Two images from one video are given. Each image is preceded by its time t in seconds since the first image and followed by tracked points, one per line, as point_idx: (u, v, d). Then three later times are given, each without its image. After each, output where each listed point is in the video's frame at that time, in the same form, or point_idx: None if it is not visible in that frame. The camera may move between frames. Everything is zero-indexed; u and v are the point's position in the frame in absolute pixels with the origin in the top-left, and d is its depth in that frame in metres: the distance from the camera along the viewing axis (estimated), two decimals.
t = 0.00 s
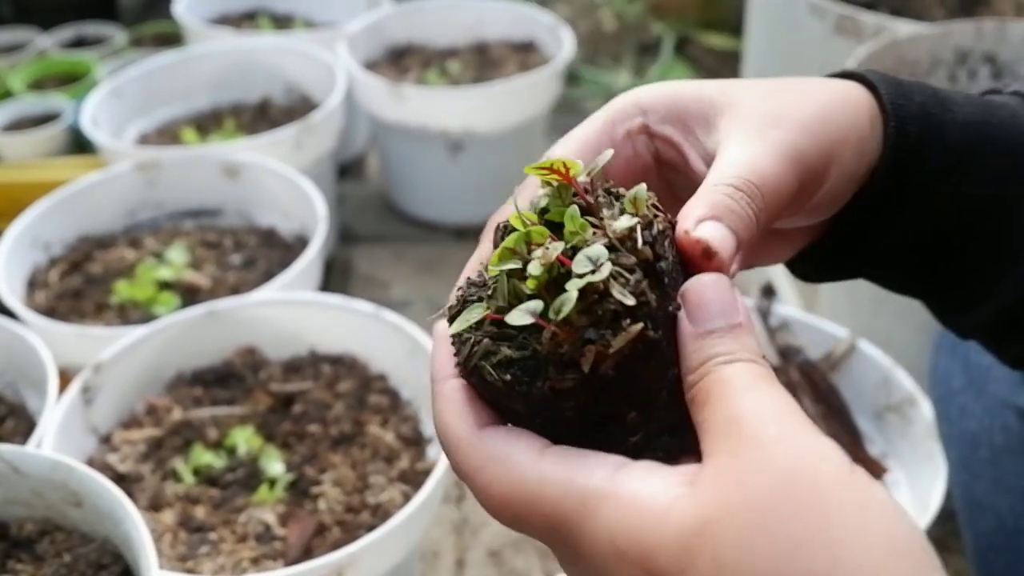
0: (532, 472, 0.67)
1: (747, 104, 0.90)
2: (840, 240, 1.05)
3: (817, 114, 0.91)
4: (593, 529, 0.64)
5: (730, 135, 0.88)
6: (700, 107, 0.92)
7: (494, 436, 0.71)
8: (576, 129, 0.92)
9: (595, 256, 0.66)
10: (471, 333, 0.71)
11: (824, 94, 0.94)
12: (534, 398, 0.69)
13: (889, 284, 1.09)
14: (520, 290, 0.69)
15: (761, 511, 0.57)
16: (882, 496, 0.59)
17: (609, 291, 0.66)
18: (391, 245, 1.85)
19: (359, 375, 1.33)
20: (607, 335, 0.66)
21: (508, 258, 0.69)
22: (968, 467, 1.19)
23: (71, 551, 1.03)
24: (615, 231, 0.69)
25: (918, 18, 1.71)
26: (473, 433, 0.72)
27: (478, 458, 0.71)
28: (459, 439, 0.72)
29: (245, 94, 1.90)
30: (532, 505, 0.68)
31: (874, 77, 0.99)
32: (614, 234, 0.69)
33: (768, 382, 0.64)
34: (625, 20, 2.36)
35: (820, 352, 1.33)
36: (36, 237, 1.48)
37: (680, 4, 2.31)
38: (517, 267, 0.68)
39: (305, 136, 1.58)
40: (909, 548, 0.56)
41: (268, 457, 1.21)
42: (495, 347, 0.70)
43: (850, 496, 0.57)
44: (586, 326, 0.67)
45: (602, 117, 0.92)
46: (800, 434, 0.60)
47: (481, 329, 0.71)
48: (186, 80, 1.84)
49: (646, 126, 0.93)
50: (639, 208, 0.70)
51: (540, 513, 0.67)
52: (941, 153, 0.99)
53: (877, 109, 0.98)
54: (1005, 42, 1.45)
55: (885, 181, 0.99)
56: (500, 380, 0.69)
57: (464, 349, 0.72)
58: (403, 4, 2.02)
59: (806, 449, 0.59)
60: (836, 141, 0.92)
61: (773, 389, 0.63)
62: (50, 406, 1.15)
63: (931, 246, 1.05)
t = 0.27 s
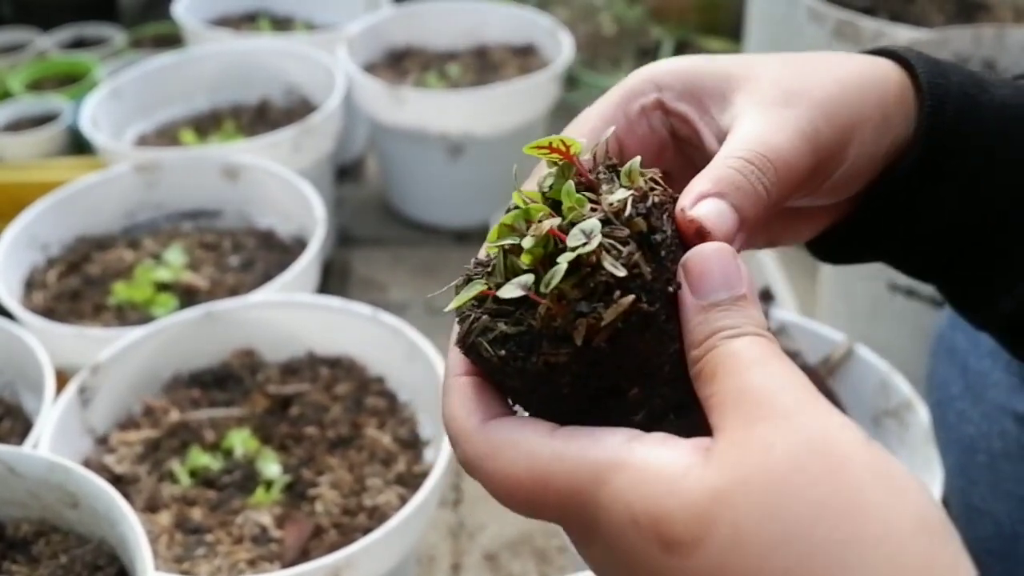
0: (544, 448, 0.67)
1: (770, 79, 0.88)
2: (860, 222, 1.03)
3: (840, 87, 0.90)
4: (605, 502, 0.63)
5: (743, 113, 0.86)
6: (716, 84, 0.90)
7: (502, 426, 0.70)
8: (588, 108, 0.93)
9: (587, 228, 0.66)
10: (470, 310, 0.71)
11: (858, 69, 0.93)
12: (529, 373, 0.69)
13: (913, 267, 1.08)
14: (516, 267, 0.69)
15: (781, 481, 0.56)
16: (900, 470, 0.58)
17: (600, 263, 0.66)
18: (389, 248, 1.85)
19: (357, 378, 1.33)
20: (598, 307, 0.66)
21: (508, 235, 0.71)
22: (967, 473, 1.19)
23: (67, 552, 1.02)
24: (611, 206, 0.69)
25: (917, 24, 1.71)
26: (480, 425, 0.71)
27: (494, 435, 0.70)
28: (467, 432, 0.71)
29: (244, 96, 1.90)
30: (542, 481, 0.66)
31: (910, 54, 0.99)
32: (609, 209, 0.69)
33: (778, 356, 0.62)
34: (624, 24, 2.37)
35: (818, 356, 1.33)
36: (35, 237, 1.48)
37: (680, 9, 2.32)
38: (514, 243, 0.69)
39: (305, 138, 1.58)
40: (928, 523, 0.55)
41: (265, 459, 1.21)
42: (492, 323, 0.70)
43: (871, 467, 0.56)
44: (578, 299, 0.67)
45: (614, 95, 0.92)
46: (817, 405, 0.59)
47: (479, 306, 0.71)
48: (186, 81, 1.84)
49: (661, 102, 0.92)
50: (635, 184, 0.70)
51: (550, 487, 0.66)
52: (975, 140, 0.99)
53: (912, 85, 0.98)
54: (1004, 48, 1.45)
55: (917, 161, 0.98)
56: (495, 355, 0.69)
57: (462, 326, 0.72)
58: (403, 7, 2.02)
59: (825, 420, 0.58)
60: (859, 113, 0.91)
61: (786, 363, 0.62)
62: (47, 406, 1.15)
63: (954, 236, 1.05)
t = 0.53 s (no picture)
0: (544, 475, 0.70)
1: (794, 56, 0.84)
2: (891, 200, 1.00)
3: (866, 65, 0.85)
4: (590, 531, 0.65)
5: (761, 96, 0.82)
6: (737, 60, 0.87)
7: (520, 434, 0.74)
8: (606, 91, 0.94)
9: (575, 251, 0.67)
10: (484, 322, 0.75)
11: (894, 39, 0.89)
12: (538, 384, 0.72)
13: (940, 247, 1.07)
14: (517, 283, 0.72)
15: (732, 539, 0.56)
16: (866, 518, 0.56)
17: (588, 286, 0.68)
18: (388, 246, 1.85)
19: (357, 376, 1.33)
20: (587, 330, 0.69)
21: (511, 248, 0.72)
22: (965, 468, 1.18)
23: (67, 552, 1.02)
24: (602, 219, 0.69)
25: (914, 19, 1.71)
26: (502, 429, 0.76)
27: (510, 445, 0.74)
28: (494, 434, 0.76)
29: (242, 94, 1.90)
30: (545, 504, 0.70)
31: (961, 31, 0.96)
32: (601, 223, 0.69)
33: (768, 381, 0.62)
34: (622, 21, 2.36)
35: (817, 351, 1.33)
36: (32, 237, 1.48)
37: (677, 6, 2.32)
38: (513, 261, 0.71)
39: (302, 136, 1.58)
40: None
41: (264, 458, 1.21)
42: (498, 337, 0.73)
43: (826, 523, 0.55)
44: (569, 321, 0.69)
45: (634, 74, 0.92)
46: (790, 446, 0.59)
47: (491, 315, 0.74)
48: (183, 80, 1.84)
49: (681, 80, 0.90)
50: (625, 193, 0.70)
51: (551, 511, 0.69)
52: (1021, 119, 0.97)
53: (957, 59, 0.95)
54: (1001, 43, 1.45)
55: (956, 133, 0.95)
56: (503, 370, 0.73)
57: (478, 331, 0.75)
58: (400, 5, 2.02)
59: (789, 468, 0.57)
60: (885, 94, 0.86)
61: (769, 396, 0.61)
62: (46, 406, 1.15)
63: (990, 217, 1.03)
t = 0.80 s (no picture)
0: (548, 471, 0.70)
1: (787, 58, 0.84)
2: (891, 201, 1.00)
3: (862, 63, 0.86)
4: (587, 526, 0.65)
5: (753, 97, 0.81)
6: (732, 64, 0.86)
7: (527, 430, 0.74)
8: (611, 101, 0.95)
9: (563, 246, 0.68)
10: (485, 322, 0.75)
11: (895, 39, 0.90)
12: (537, 380, 0.73)
13: (942, 247, 1.07)
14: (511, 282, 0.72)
15: (723, 530, 0.57)
16: (852, 503, 0.57)
17: (573, 278, 0.68)
18: (389, 247, 1.85)
19: (358, 376, 1.33)
20: (574, 323, 0.69)
21: (508, 249, 0.74)
22: (966, 468, 1.18)
23: (69, 551, 1.02)
24: (588, 216, 0.69)
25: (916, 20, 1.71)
26: (511, 424, 0.76)
27: (518, 443, 0.74)
28: (503, 429, 0.77)
29: (244, 94, 1.90)
30: (547, 499, 0.70)
31: (960, 32, 0.96)
32: (588, 220, 0.69)
33: (757, 373, 0.62)
34: (624, 22, 2.37)
35: (818, 352, 1.33)
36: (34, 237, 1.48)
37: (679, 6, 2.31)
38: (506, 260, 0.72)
39: (304, 136, 1.58)
40: (868, 562, 0.55)
41: (266, 457, 1.21)
42: (497, 335, 0.73)
43: (813, 510, 0.56)
44: (558, 314, 0.70)
45: (636, 81, 0.93)
46: (782, 438, 0.59)
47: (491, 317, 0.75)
48: (184, 80, 1.84)
49: (681, 85, 0.90)
50: (612, 192, 0.71)
51: (553, 507, 0.69)
52: (1017, 120, 0.97)
53: (956, 59, 0.95)
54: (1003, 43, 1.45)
55: (956, 132, 0.95)
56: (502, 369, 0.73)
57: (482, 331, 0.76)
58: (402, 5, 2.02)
59: (778, 461, 0.58)
60: (879, 94, 0.87)
61: (758, 386, 0.61)
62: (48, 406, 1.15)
63: (995, 216, 1.03)
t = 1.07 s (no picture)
0: (561, 447, 0.67)
1: (790, 44, 0.84)
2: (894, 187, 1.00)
3: (863, 49, 0.86)
4: (601, 497, 0.62)
5: (756, 81, 0.81)
6: (734, 50, 0.87)
7: (537, 410, 0.72)
8: (616, 88, 0.95)
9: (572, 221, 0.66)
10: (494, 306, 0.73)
11: (896, 27, 0.90)
12: (546, 359, 0.71)
13: (943, 236, 1.07)
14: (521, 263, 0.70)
15: (748, 486, 0.54)
16: (881, 459, 0.54)
17: (584, 253, 0.66)
18: (390, 247, 1.85)
19: (358, 377, 1.33)
20: (586, 297, 0.67)
21: (517, 229, 0.72)
22: (966, 472, 1.19)
23: (67, 551, 1.02)
24: (596, 192, 0.68)
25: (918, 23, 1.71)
26: (521, 407, 0.73)
27: (529, 421, 0.71)
28: (513, 413, 0.74)
29: (245, 94, 1.90)
30: (559, 474, 0.67)
31: (961, 22, 0.95)
32: (596, 195, 0.68)
33: (774, 339, 0.59)
34: (625, 23, 2.35)
35: (819, 356, 1.33)
36: (34, 236, 1.48)
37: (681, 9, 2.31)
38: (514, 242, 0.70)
39: (305, 136, 1.58)
40: (901, 517, 0.52)
41: (265, 458, 1.21)
42: (506, 317, 0.71)
43: (842, 465, 0.53)
44: (569, 289, 0.67)
45: (640, 68, 0.93)
46: (806, 398, 0.56)
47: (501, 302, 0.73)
48: (186, 80, 1.84)
49: (684, 72, 0.90)
50: (621, 166, 0.69)
51: (566, 483, 0.66)
52: (1017, 110, 0.96)
53: (956, 47, 0.94)
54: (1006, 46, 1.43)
55: (956, 121, 0.94)
56: (511, 349, 0.71)
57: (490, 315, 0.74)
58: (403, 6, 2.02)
59: (804, 421, 0.55)
60: (879, 80, 0.86)
61: (777, 348, 0.59)
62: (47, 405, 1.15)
63: (994, 207, 1.03)
